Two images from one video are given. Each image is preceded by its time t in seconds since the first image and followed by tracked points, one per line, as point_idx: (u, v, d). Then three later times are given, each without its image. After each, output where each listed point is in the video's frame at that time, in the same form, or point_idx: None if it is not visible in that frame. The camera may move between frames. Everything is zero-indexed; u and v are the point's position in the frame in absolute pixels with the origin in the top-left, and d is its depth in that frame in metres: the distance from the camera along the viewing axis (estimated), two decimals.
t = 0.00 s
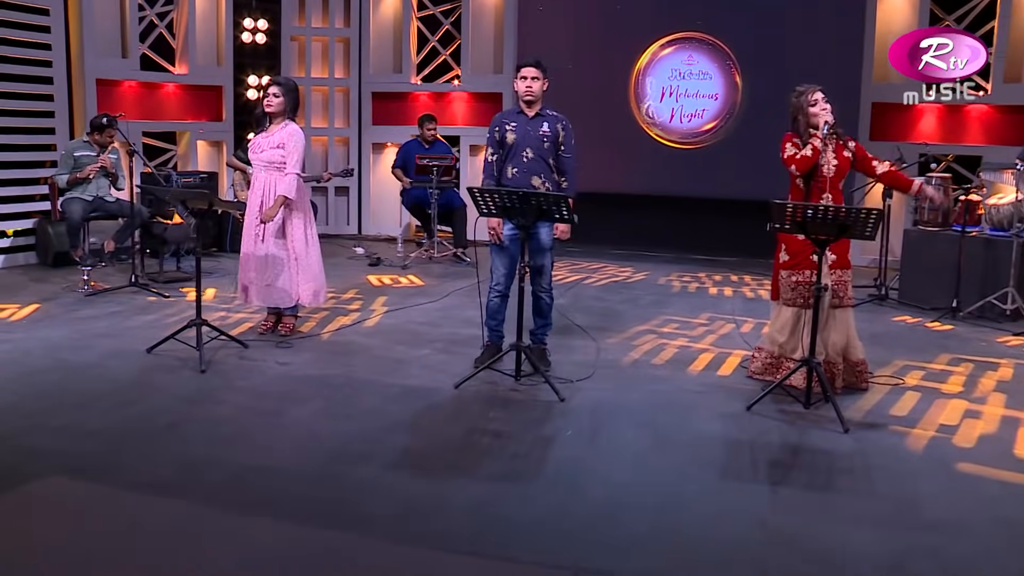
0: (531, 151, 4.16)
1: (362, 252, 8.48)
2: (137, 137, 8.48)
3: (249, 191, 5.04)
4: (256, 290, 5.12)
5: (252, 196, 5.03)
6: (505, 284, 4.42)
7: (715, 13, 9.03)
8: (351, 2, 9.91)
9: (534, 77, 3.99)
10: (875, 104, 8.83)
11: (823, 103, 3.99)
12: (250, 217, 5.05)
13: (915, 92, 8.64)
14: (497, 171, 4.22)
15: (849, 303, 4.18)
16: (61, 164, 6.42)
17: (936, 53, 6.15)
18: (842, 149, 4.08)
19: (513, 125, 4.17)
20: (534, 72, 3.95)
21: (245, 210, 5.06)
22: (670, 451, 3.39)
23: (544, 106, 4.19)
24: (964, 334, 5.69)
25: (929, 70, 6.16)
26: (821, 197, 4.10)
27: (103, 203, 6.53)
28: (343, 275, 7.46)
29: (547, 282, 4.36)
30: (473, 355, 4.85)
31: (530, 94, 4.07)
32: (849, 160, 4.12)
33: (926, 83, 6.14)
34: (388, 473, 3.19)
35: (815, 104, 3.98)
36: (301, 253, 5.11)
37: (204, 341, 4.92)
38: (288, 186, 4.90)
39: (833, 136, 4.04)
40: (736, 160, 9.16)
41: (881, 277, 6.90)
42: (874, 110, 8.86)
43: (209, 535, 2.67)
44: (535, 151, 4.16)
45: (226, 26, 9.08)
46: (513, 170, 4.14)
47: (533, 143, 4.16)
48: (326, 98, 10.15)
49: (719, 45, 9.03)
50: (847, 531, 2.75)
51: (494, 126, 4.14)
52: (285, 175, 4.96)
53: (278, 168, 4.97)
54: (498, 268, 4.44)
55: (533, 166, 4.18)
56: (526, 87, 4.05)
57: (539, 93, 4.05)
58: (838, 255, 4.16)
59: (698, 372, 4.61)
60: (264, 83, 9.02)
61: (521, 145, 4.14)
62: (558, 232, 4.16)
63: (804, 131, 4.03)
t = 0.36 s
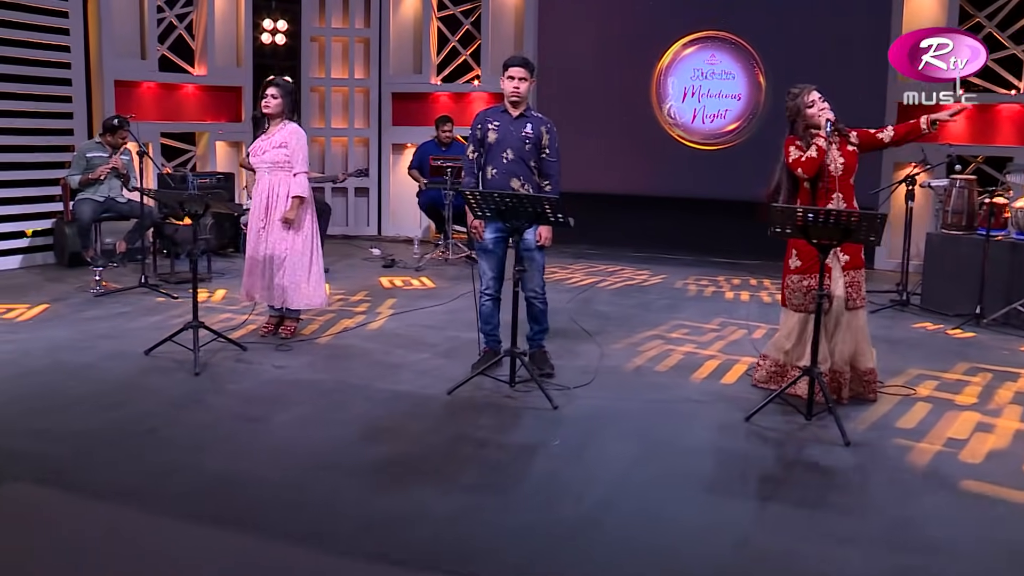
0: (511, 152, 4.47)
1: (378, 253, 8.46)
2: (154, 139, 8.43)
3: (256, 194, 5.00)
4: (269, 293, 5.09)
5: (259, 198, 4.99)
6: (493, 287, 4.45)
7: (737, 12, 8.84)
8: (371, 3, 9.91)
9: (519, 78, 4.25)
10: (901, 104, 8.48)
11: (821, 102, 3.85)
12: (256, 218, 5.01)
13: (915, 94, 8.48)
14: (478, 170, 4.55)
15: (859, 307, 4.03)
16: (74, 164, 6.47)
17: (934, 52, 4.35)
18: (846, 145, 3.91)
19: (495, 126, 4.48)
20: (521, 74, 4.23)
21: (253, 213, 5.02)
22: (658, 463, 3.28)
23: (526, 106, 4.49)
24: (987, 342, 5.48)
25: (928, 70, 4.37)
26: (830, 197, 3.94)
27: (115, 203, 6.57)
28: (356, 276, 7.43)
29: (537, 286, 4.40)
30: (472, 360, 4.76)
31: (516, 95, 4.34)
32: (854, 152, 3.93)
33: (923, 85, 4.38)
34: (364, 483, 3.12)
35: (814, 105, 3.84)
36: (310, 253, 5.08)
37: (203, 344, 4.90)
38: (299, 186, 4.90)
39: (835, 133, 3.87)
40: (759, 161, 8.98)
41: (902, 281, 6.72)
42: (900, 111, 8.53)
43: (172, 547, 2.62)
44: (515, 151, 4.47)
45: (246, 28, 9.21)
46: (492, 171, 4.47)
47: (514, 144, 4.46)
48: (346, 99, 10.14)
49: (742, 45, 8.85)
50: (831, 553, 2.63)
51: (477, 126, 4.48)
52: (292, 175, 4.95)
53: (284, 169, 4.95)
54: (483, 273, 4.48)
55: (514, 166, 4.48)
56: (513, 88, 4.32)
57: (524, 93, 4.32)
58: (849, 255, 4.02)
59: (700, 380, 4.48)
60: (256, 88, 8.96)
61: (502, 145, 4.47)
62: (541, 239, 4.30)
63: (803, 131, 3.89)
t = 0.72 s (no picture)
0: (507, 153, 4.40)
1: (393, 254, 8.43)
2: (171, 139, 8.48)
3: (271, 195, 4.91)
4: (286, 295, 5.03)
5: (275, 200, 4.92)
6: (490, 291, 4.38)
7: (759, 10, 8.67)
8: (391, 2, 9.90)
9: (514, 73, 4.23)
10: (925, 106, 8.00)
11: (822, 104, 3.75)
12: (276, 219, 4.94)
13: (914, 94, 8.05)
14: (475, 175, 4.52)
15: (863, 313, 3.91)
16: (86, 166, 6.51)
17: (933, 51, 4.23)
18: (846, 146, 3.79)
19: (490, 128, 4.42)
20: (513, 72, 4.21)
21: (271, 214, 4.93)
22: (642, 474, 3.19)
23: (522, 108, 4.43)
24: (1006, 350, 5.30)
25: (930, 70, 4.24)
26: (832, 201, 3.82)
27: (126, 203, 6.61)
28: (368, 277, 7.40)
29: (530, 290, 4.30)
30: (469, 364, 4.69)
31: (510, 92, 4.29)
32: (856, 153, 3.81)
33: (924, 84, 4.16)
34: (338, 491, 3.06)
35: (814, 107, 3.74)
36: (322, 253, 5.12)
37: (201, 345, 4.89)
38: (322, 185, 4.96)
39: (836, 136, 3.76)
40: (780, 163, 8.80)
41: (923, 286, 6.53)
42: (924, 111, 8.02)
43: (134, 554, 2.58)
44: (511, 153, 4.39)
45: (265, 28, 9.35)
46: (488, 174, 4.41)
47: (510, 145, 4.38)
48: (366, 99, 10.10)
49: (764, 45, 8.66)
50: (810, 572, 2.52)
51: (472, 130, 4.43)
52: (307, 176, 4.97)
53: (299, 169, 4.95)
54: (482, 276, 4.39)
55: (510, 168, 4.40)
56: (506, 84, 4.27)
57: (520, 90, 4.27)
58: (852, 260, 3.85)
59: (701, 386, 4.37)
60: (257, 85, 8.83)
61: (497, 147, 4.40)
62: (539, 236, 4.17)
63: (802, 135, 3.79)
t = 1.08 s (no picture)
0: (504, 154, 4.24)
1: (408, 255, 8.41)
2: (187, 140, 8.54)
3: (276, 197, 4.86)
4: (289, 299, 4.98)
5: (280, 202, 4.87)
6: (486, 295, 4.31)
7: (779, 9, 8.52)
8: (408, 2, 9.89)
9: (510, 72, 4.11)
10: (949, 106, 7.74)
11: (816, 104, 3.64)
12: (282, 221, 4.90)
13: (915, 93, 7.89)
14: (475, 176, 4.37)
15: (863, 320, 3.79)
16: (97, 167, 6.57)
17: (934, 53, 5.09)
18: (844, 147, 3.69)
19: (488, 128, 4.27)
20: (508, 70, 4.08)
21: (276, 216, 4.89)
22: (622, 485, 3.12)
23: (521, 107, 4.28)
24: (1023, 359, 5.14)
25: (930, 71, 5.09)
26: (832, 205, 3.73)
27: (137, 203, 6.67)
28: (379, 279, 7.39)
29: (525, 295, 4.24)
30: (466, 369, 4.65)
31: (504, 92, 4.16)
32: (855, 155, 3.72)
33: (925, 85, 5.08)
34: (311, 498, 3.03)
35: (808, 108, 3.64)
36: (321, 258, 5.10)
37: (199, 347, 4.90)
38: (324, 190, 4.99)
39: (832, 137, 3.66)
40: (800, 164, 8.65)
41: (940, 291, 6.37)
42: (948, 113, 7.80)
43: (98, 558, 2.58)
44: (508, 154, 4.23)
45: (283, 29, 9.47)
46: (485, 175, 4.26)
47: (507, 146, 4.23)
48: (383, 100, 10.11)
49: (784, 44, 8.51)
50: None
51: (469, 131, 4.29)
52: (310, 180, 4.99)
53: (302, 173, 4.95)
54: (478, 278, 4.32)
55: (508, 170, 4.25)
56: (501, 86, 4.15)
57: (514, 90, 4.13)
58: (852, 266, 3.73)
59: (698, 394, 4.28)
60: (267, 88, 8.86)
61: (494, 148, 4.25)
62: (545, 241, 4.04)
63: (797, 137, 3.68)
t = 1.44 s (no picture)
0: (500, 158, 4.19)
1: (424, 257, 8.41)
2: (208, 141, 8.62)
3: (273, 199, 4.89)
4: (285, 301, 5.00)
5: (277, 205, 4.90)
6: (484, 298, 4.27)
7: (802, 8, 8.38)
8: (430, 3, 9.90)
9: (508, 75, 4.03)
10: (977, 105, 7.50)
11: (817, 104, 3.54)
12: (276, 224, 4.92)
13: (915, 92, 7.70)
14: (475, 180, 4.33)
15: (866, 329, 3.68)
16: (115, 168, 6.66)
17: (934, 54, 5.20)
18: (846, 151, 3.61)
19: (488, 131, 4.23)
20: (507, 71, 4.03)
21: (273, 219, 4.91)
22: (603, 494, 3.07)
23: (522, 110, 4.19)
24: None
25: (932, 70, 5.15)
26: (829, 209, 3.64)
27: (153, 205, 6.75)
28: (393, 280, 7.40)
29: (523, 299, 4.17)
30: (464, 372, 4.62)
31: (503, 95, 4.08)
32: (857, 159, 3.62)
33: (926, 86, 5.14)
34: (289, 501, 3.03)
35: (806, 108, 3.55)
36: (321, 263, 5.08)
37: (202, 348, 4.93)
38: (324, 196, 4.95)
39: (832, 139, 3.60)
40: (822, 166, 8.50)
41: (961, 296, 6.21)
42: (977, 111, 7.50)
43: (69, 560, 2.60)
44: (505, 157, 4.17)
45: (304, 29, 9.53)
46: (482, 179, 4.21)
47: (504, 149, 4.17)
48: (405, 101, 10.12)
49: (808, 44, 8.35)
50: None
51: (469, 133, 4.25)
52: (310, 185, 4.96)
53: (303, 177, 4.94)
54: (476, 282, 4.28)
55: (504, 173, 4.19)
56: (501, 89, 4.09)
57: (512, 94, 4.06)
58: (855, 273, 3.63)
59: (696, 401, 4.21)
60: (279, 89, 8.91)
61: (492, 151, 4.19)
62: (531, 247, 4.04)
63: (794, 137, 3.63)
